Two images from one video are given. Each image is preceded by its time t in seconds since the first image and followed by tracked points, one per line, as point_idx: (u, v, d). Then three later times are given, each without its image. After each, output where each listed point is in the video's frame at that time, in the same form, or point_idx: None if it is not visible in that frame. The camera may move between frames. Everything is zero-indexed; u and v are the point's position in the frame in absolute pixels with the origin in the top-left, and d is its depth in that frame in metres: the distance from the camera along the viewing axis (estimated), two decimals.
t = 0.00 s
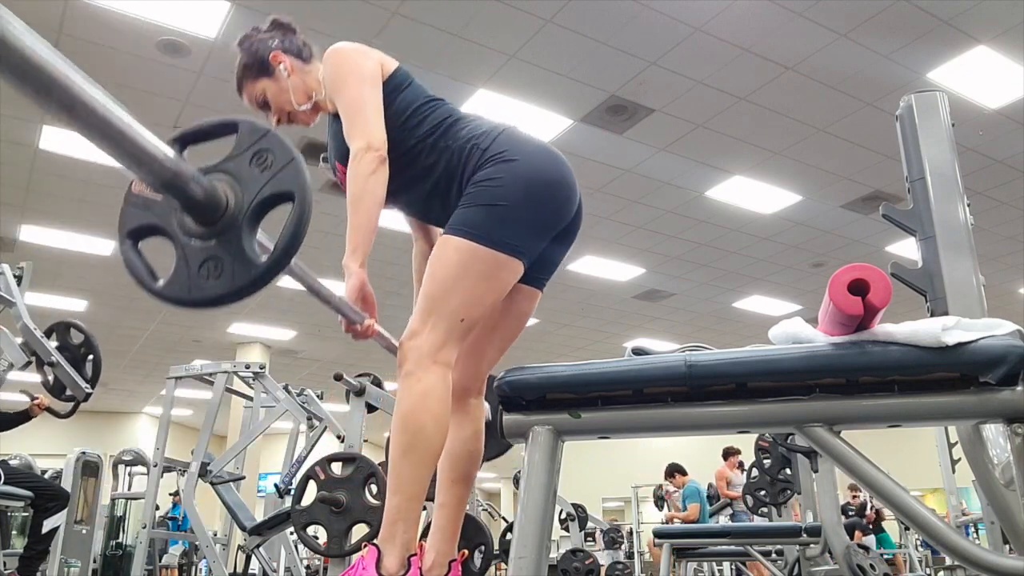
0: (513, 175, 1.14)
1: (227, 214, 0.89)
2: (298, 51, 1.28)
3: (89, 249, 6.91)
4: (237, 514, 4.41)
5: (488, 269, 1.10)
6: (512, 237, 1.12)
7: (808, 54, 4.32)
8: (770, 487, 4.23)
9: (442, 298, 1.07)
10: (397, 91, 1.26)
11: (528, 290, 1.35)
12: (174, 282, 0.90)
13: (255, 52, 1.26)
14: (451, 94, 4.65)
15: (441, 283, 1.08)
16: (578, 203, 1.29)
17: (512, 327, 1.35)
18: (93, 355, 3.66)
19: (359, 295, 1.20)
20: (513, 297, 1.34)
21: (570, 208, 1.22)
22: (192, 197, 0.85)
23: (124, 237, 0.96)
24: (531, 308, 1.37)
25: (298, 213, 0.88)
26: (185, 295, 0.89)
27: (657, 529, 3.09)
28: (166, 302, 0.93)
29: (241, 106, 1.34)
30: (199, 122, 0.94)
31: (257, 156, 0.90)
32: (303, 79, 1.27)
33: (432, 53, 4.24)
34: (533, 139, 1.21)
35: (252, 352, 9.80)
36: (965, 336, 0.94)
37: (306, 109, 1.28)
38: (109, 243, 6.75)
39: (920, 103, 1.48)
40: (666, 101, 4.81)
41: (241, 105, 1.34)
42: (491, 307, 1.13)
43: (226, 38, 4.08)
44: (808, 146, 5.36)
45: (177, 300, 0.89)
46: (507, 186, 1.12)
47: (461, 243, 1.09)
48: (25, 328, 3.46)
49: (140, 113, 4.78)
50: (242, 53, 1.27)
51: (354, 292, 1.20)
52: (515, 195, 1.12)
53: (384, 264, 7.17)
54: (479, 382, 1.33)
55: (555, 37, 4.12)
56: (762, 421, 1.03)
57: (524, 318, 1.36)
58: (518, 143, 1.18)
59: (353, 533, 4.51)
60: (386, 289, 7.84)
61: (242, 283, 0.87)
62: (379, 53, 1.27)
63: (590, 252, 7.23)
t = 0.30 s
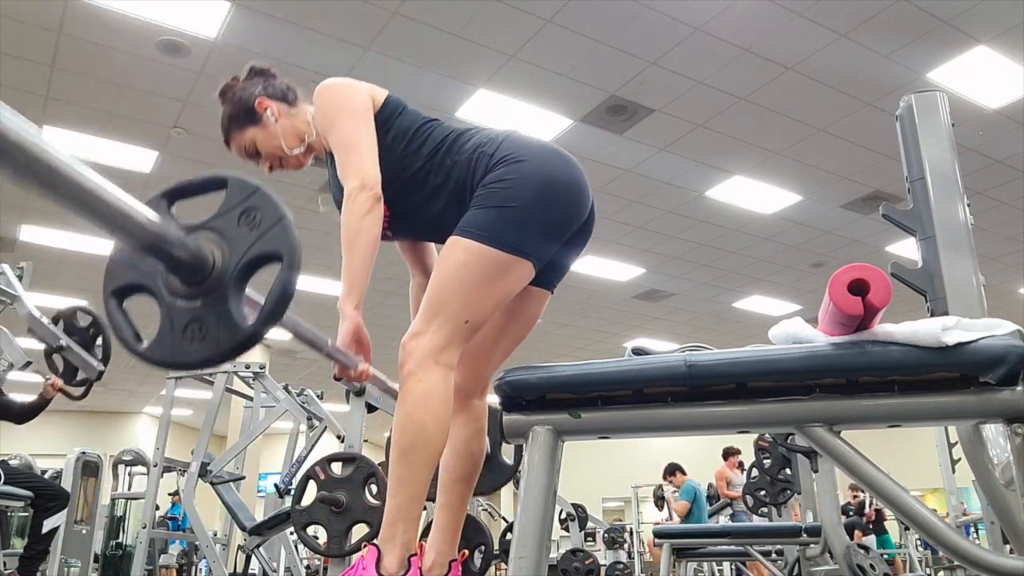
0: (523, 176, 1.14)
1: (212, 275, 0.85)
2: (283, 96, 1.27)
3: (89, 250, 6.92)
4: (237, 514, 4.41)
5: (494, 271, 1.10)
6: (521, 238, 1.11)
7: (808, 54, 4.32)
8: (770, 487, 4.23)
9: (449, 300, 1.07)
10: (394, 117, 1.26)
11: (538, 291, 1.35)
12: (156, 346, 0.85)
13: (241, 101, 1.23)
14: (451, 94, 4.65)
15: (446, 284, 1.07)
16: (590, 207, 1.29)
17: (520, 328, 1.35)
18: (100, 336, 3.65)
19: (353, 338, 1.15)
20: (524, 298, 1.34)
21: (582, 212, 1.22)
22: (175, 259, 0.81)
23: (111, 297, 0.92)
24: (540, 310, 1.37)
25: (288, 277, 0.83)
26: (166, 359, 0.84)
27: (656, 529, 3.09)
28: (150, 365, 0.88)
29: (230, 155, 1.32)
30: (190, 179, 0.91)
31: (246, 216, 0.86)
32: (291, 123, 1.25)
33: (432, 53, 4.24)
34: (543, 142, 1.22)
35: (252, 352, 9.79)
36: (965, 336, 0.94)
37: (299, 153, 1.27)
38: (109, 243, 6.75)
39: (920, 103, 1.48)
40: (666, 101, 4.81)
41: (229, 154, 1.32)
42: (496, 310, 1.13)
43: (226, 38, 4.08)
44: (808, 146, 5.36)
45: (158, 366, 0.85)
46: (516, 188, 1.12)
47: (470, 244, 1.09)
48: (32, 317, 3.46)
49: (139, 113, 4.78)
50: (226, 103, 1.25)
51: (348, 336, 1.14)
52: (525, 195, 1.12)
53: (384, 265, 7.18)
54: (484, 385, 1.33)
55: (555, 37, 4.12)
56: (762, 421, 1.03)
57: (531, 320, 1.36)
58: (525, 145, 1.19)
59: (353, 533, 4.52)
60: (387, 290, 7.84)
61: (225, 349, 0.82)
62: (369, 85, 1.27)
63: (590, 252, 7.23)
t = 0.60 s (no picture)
0: (529, 176, 1.14)
1: (205, 332, 0.81)
2: (273, 140, 1.26)
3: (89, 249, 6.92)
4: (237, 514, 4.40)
5: (500, 271, 1.09)
6: (528, 238, 1.11)
7: (808, 54, 4.32)
8: (770, 487, 4.23)
9: (454, 301, 1.07)
10: (392, 141, 1.27)
11: (545, 293, 1.35)
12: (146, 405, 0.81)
13: (233, 151, 1.23)
14: (451, 94, 4.66)
15: (449, 285, 1.07)
16: (598, 209, 1.29)
17: (523, 329, 1.35)
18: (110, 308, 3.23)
19: (351, 380, 1.16)
20: (530, 300, 1.34)
21: (591, 215, 1.21)
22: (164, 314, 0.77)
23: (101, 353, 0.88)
24: (546, 311, 1.37)
25: (283, 331, 0.79)
26: (156, 419, 0.80)
27: (657, 529, 3.09)
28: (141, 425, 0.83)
29: (229, 208, 1.32)
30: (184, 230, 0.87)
31: (240, 269, 0.82)
32: (286, 166, 1.25)
33: (433, 53, 4.24)
34: (550, 145, 1.22)
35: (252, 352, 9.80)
36: (965, 336, 0.94)
37: (297, 194, 1.26)
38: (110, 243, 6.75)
39: (920, 103, 1.48)
40: (666, 101, 4.81)
41: (229, 207, 1.32)
42: (501, 313, 1.13)
43: (227, 38, 4.08)
44: (808, 146, 5.36)
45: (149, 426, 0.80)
46: (523, 188, 1.13)
47: (476, 244, 1.09)
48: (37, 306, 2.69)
49: (139, 113, 4.78)
50: (219, 158, 1.25)
51: (345, 378, 1.15)
52: (532, 196, 1.13)
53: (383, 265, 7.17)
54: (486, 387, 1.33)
55: (555, 37, 4.12)
56: (762, 421, 1.03)
57: (537, 323, 1.37)
58: (531, 148, 1.20)
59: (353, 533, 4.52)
60: (387, 290, 7.84)
61: (216, 409, 0.77)
62: (361, 116, 1.27)
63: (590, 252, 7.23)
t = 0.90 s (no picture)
0: (531, 176, 1.15)
1: (199, 390, 0.79)
2: (265, 182, 1.27)
3: (89, 249, 6.92)
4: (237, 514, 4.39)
5: (500, 271, 1.09)
6: (530, 238, 1.11)
7: (808, 54, 4.32)
8: (770, 487, 4.23)
9: (456, 301, 1.07)
10: (388, 164, 1.27)
11: (548, 295, 1.35)
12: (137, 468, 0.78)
13: (226, 198, 1.23)
14: (451, 94, 4.66)
15: (448, 286, 1.07)
16: (602, 212, 1.29)
17: (523, 330, 1.35)
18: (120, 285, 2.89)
19: (350, 422, 1.07)
20: (534, 301, 1.35)
21: (595, 218, 1.22)
22: (158, 376, 0.75)
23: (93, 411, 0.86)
24: (549, 311, 1.38)
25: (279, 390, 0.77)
26: (151, 482, 0.77)
27: (656, 528, 3.09)
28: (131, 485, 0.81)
29: (227, 255, 1.32)
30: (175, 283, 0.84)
31: (234, 324, 0.80)
32: (282, 205, 1.26)
33: (433, 53, 4.24)
34: (553, 147, 1.22)
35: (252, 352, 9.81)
36: (965, 336, 0.94)
37: (297, 233, 1.27)
38: (110, 243, 6.75)
39: (921, 103, 1.48)
40: (666, 101, 4.81)
41: (226, 254, 1.32)
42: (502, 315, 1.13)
43: (227, 38, 4.08)
44: (808, 146, 5.36)
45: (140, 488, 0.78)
46: (525, 190, 1.13)
47: (477, 245, 1.09)
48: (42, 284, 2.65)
49: (139, 113, 4.78)
50: (211, 208, 1.25)
51: (344, 421, 1.06)
52: (534, 196, 1.13)
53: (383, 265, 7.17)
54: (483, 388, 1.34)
55: (555, 37, 4.12)
56: (761, 420, 1.03)
57: (538, 325, 1.37)
58: (532, 150, 1.20)
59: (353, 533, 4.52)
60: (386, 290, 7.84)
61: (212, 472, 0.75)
62: (354, 147, 1.26)
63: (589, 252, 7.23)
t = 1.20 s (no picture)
0: (531, 176, 1.15)
1: (192, 437, 0.81)
2: (261, 210, 1.28)
3: (89, 249, 6.92)
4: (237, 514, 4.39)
5: (501, 271, 1.10)
6: (531, 237, 1.12)
7: (808, 54, 4.32)
8: (770, 487, 4.23)
9: (456, 302, 1.07)
10: (388, 176, 1.26)
11: (549, 296, 1.35)
12: (134, 514, 0.81)
13: (224, 229, 1.25)
14: (451, 94, 4.66)
15: (448, 286, 1.07)
16: (605, 212, 1.29)
17: (523, 332, 1.36)
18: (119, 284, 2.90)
19: (348, 454, 1.08)
20: (536, 302, 1.35)
21: (598, 218, 1.22)
22: (149, 426, 0.77)
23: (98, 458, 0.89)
24: (550, 312, 1.38)
25: (271, 439, 0.78)
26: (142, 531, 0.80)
27: (656, 529, 3.09)
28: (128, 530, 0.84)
29: (232, 286, 1.34)
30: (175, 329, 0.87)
31: (226, 372, 0.81)
32: (281, 231, 1.27)
33: (433, 53, 4.24)
34: (554, 149, 1.22)
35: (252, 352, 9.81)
36: (965, 336, 0.94)
37: (299, 258, 1.28)
38: (110, 243, 6.75)
39: (921, 103, 1.48)
40: (666, 101, 4.81)
41: (231, 284, 1.34)
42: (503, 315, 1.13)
43: (227, 39, 4.08)
44: (808, 146, 5.36)
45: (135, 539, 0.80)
46: (526, 189, 1.13)
47: (477, 244, 1.09)
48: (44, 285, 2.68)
49: (139, 113, 4.78)
50: (212, 242, 1.27)
51: (343, 452, 1.07)
52: (535, 195, 1.13)
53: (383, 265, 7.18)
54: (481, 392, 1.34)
55: (555, 37, 4.12)
56: (761, 420, 1.03)
57: (538, 325, 1.38)
58: (532, 150, 1.20)
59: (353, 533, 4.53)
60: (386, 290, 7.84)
61: (201, 521, 0.77)
62: (349, 167, 1.25)
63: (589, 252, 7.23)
